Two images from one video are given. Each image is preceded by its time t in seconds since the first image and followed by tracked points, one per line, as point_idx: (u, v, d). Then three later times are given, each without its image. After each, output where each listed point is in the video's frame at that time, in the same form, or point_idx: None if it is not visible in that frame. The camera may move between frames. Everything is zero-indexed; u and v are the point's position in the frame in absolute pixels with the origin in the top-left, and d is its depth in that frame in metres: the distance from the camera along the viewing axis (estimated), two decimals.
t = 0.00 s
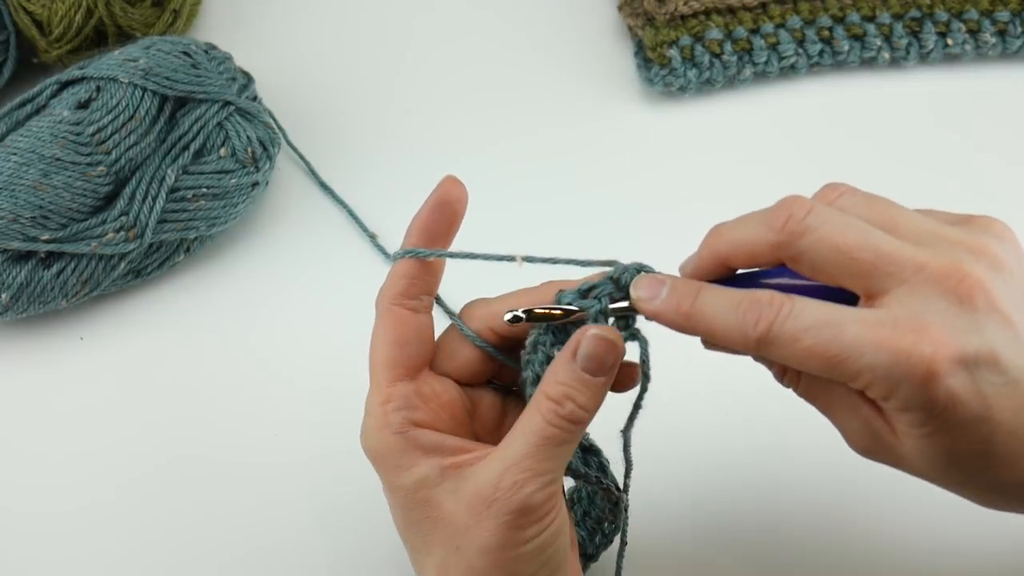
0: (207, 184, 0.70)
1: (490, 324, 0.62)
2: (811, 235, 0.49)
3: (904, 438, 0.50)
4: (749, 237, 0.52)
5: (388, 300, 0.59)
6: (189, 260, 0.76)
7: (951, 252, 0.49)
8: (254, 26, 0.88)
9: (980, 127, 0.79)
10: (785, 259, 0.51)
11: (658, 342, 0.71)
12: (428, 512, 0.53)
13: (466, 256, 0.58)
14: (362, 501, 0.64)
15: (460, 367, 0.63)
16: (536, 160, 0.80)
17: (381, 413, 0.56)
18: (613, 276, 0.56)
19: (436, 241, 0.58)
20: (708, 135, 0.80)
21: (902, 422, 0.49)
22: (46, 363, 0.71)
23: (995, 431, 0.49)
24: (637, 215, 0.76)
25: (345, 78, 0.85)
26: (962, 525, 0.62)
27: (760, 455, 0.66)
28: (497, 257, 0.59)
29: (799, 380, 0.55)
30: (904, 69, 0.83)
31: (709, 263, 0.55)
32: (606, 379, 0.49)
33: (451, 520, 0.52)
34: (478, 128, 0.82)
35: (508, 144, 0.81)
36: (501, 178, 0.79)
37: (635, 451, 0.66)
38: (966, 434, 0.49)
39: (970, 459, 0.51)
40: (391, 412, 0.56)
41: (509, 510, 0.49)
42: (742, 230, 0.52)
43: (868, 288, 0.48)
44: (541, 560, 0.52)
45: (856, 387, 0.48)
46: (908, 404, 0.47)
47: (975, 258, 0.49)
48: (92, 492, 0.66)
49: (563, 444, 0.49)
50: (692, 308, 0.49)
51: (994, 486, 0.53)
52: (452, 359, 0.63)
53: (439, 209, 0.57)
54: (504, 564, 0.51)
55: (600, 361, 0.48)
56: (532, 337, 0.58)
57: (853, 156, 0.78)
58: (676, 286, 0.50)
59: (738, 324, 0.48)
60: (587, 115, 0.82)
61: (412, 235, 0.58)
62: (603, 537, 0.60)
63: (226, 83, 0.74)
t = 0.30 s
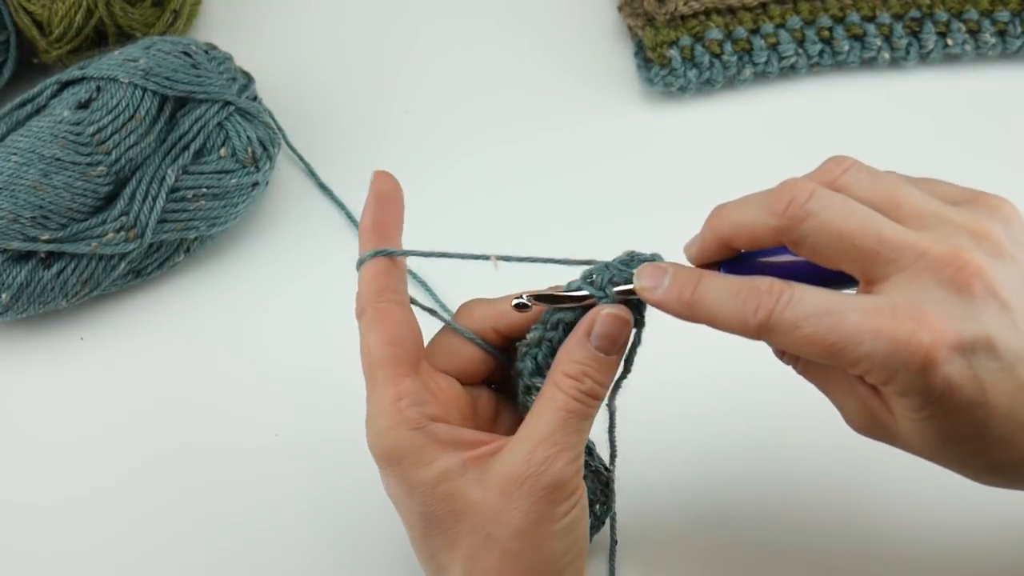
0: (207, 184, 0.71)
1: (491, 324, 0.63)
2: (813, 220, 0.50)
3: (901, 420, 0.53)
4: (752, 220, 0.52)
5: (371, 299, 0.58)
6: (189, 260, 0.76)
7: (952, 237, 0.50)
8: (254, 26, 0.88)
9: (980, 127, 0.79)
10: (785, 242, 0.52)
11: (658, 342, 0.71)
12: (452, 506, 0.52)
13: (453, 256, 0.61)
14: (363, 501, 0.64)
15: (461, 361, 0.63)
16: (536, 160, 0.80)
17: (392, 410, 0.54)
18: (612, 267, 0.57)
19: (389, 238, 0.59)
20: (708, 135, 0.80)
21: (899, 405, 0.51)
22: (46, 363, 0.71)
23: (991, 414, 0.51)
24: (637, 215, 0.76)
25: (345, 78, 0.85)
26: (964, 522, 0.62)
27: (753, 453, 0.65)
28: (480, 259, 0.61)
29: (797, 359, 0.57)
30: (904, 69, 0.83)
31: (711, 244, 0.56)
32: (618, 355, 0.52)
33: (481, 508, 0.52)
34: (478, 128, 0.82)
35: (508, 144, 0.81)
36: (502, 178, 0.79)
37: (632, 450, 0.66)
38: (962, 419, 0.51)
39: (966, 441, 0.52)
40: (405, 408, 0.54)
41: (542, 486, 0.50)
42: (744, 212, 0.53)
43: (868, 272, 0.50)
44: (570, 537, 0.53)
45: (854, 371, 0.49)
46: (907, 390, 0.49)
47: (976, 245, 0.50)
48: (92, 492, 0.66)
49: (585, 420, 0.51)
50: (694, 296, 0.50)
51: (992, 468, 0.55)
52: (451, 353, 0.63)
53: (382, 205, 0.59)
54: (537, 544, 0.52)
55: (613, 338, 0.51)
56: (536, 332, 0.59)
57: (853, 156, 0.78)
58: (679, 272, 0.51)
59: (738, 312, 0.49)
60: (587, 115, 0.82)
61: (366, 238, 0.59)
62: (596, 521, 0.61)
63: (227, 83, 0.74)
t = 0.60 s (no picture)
0: (207, 184, 0.70)
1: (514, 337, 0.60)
2: (805, 208, 0.50)
3: (891, 411, 0.53)
4: (747, 208, 0.54)
5: (388, 312, 0.52)
6: (189, 260, 0.76)
7: (944, 231, 0.50)
8: (254, 26, 0.88)
9: (980, 127, 0.79)
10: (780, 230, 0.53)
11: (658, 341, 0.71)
12: (513, 510, 0.51)
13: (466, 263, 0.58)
14: (363, 501, 0.64)
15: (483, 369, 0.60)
16: (536, 160, 0.80)
17: (437, 423, 0.51)
18: (613, 254, 0.58)
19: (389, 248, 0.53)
20: (708, 135, 0.80)
21: (888, 394, 0.51)
22: (46, 363, 0.71)
23: (978, 406, 0.51)
24: (637, 215, 0.76)
25: (345, 79, 0.85)
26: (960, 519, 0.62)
27: (749, 451, 0.65)
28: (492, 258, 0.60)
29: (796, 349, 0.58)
30: (904, 69, 0.83)
31: (710, 233, 0.57)
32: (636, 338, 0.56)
33: (544, 503, 0.51)
34: (478, 128, 0.82)
35: (508, 145, 0.81)
36: (502, 178, 0.79)
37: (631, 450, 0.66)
38: (952, 409, 0.51)
39: (954, 432, 0.52)
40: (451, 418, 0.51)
41: (603, 472, 0.52)
42: (740, 201, 0.54)
43: (858, 262, 0.50)
44: (620, 524, 0.55)
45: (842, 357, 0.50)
46: (893, 377, 0.49)
47: (967, 239, 0.50)
48: (91, 492, 0.66)
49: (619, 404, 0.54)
50: (688, 278, 0.52)
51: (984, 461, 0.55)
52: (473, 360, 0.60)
53: (368, 215, 0.52)
54: (596, 532, 0.53)
55: (634, 320, 0.55)
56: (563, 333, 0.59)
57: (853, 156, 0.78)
58: (676, 258, 0.52)
59: (730, 295, 0.50)
60: (587, 115, 0.82)
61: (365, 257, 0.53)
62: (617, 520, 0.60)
63: (227, 83, 0.74)
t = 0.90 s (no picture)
0: (207, 184, 0.70)
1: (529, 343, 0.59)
2: (785, 184, 0.55)
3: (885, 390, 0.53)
4: (733, 196, 0.59)
5: (416, 331, 0.45)
6: (189, 260, 0.76)
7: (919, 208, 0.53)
8: (254, 26, 0.88)
9: (980, 127, 0.79)
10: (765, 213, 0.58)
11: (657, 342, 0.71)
12: (558, 512, 0.50)
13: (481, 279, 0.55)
14: (362, 503, 0.64)
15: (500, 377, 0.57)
16: (536, 160, 0.80)
17: (475, 436, 0.48)
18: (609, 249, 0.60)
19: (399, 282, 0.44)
20: (708, 135, 0.80)
21: (877, 364, 0.51)
22: (46, 363, 0.71)
23: (965, 371, 0.50)
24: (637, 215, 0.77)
25: (345, 79, 0.85)
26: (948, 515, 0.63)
27: (744, 451, 0.66)
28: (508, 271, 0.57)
29: (792, 341, 0.59)
30: (904, 69, 0.83)
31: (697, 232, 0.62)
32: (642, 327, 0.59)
33: (590, 500, 0.51)
34: (478, 128, 0.82)
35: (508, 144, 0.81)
36: (502, 178, 0.79)
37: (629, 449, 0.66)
38: (942, 381, 0.51)
39: (944, 402, 0.52)
40: (489, 428, 0.49)
41: (638, 466, 0.53)
42: (726, 192, 0.59)
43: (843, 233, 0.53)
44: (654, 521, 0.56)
45: (829, 318, 0.51)
46: (882, 333, 0.49)
47: (946, 215, 0.53)
48: (91, 493, 0.66)
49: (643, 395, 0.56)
50: (681, 245, 0.55)
51: (966, 453, 0.55)
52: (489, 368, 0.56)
53: (362, 244, 0.41)
54: (635, 527, 0.53)
55: (641, 307, 0.58)
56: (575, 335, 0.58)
57: (853, 156, 0.78)
58: (666, 237, 0.57)
59: (721, 253, 0.53)
60: (587, 115, 0.82)
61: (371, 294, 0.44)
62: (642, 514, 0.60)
63: (227, 83, 0.74)
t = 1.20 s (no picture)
0: (207, 184, 0.70)
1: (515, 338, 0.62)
2: (789, 171, 0.56)
3: (892, 379, 0.53)
4: (736, 184, 0.59)
5: (364, 334, 0.53)
6: (189, 261, 0.76)
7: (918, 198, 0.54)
8: (254, 26, 0.88)
9: (980, 126, 0.79)
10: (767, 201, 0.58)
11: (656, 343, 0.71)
12: (518, 507, 0.51)
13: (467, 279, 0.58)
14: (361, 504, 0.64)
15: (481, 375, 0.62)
16: (536, 160, 0.80)
17: (427, 429, 0.52)
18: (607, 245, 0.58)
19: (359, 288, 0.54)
20: (708, 135, 0.80)
21: (884, 349, 0.52)
22: (46, 364, 0.71)
23: (974, 354, 0.51)
24: (637, 214, 0.77)
25: (345, 79, 0.85)
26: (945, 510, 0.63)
27: (744, 450, 0.66)
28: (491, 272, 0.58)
29: (795, 339, 0.58)
30: (904, 69, 0.83)
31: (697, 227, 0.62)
32: (646, 326, 0.56)
33: (549, 498, 0.51)
34: (477, 128, 0.82)
35: (508, 144, 0.81)
36: (501, 177, 0.79)
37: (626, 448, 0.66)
38: (948, 368, 0.51)
39: (953, 389, 0.52)
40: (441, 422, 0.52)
41: (610, 468, 0.51)
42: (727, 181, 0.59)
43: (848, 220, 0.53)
44: (635, 520, 0.54)
45: (834, 301, 0.51)
46: (891, 317, 0.50)
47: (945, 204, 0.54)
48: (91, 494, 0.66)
49: (631, 395, 0.53)
50: (684, 233, 0.55)
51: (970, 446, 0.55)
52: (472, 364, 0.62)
53: (313, 257, 0.54)
54: (606, 527, 0.53)
55: (641, 307, 0.55)
56: (564, 332, 0.59)
57: (853, 156, 0.78)
58: (665, 228, 0.56)
59: (727, 238, 0.52)
60: (587, 115, 0.82)
61: (334, 297, 0.54)
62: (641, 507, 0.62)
63: (227, 83, 0.74)
